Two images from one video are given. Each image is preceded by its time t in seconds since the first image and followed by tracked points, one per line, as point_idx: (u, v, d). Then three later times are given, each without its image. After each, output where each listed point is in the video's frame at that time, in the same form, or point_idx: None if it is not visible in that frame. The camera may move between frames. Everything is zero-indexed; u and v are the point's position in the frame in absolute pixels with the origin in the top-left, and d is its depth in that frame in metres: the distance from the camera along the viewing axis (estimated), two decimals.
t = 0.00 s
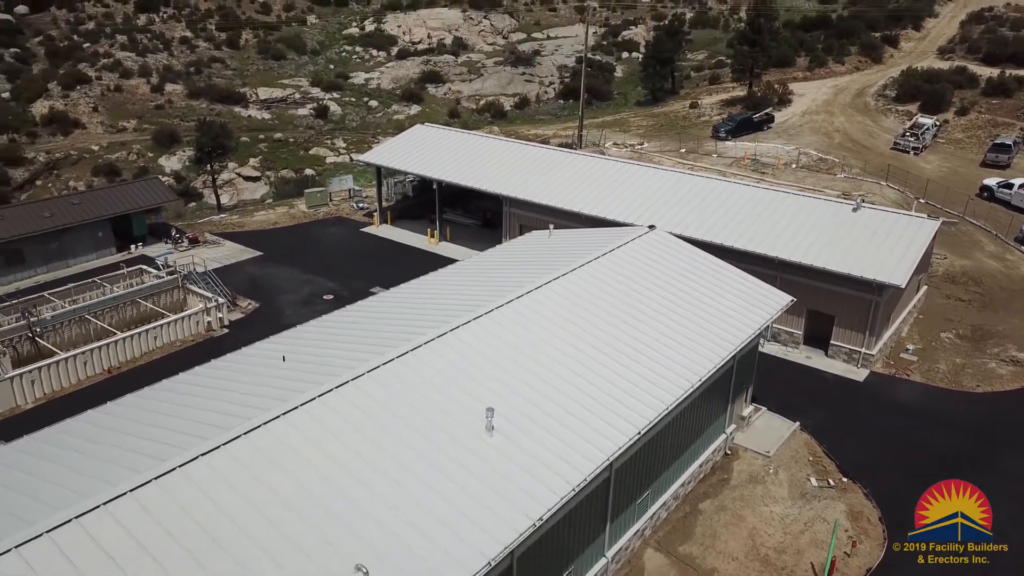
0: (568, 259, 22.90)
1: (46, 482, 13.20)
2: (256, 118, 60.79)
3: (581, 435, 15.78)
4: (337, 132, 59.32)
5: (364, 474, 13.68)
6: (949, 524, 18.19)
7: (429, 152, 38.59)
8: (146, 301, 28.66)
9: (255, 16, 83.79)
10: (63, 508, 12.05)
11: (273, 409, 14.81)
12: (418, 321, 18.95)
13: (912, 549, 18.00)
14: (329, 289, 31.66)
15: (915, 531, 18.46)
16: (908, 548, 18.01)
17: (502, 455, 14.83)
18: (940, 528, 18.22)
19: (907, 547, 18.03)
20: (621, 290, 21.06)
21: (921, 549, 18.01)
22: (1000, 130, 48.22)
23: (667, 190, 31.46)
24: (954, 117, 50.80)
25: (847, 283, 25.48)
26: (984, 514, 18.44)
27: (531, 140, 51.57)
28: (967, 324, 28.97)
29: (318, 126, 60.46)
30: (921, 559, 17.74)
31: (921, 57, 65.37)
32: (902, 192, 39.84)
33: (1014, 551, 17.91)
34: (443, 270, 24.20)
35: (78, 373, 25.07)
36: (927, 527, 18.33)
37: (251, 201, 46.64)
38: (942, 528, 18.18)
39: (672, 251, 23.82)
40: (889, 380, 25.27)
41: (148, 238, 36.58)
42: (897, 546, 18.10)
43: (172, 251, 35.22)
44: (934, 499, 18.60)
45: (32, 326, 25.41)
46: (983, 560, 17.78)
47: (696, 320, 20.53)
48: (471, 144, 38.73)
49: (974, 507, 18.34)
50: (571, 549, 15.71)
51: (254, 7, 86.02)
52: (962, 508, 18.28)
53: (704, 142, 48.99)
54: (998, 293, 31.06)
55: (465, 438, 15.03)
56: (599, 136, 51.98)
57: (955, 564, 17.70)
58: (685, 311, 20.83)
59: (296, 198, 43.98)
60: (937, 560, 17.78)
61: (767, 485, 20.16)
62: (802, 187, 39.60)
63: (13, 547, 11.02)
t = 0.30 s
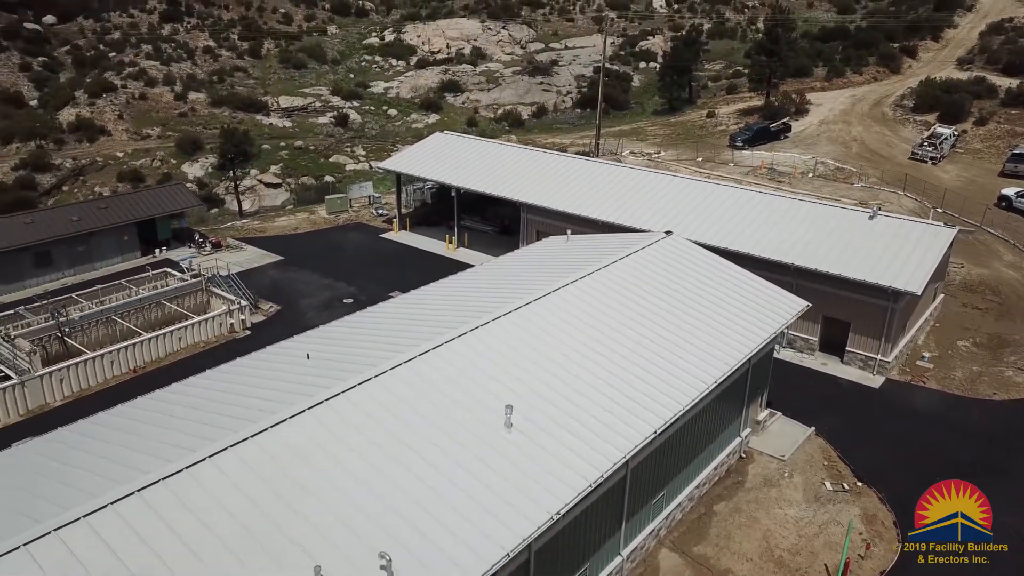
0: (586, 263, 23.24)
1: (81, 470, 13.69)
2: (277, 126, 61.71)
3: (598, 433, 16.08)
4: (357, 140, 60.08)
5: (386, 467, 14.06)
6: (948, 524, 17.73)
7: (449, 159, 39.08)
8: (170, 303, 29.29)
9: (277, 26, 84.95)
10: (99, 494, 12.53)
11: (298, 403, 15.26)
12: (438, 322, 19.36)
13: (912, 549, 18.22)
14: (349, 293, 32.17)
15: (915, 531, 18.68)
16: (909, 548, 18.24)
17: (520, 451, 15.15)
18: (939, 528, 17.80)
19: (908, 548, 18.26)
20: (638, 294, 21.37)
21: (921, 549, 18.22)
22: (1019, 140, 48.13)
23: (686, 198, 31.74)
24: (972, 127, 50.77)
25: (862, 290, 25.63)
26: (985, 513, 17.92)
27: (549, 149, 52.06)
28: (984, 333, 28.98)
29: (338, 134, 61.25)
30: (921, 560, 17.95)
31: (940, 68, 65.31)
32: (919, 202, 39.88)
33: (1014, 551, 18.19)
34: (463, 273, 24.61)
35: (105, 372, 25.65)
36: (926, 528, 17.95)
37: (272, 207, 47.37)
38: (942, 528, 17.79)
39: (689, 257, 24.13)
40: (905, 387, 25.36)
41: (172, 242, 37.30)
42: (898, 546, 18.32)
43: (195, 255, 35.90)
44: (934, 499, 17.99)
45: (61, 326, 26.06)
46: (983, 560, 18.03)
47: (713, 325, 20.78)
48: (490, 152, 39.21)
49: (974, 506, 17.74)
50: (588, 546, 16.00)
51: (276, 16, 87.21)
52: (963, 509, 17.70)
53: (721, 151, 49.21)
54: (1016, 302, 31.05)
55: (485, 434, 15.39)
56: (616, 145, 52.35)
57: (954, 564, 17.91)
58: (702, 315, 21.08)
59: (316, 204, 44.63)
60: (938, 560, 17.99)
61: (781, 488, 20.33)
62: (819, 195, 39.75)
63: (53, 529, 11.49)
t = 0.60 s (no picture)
0: (596, 267, 23.61)
1: (106, 461, 14.09)
2: (290, 134, 62.43)
3: (608, 431, 16.41)
4: (369, 148, 60.70)
5: (401, 460, 14.42)
6: (949, 524, 18.46)
7: (460, 166, 39.53)
8: (186, 306, 29.80)
9: (290, 36, 85.91)
10: (124, 484, 12.92)
11: (315, 399, 15.66)
12: (451, 324, 19.74)
13: (912, 549, 18.42)
14: (362, 297, 32.61)
15: (915, 531, 18.88)
16: (908, 548, 18.43)
17: (531, 447, 15.50)
18: (940, 528, 18.54)
19: (908, 547, 18.45)
20: (647, 297, 21.71)
21: (921, 549, 18.43)
22: None
23: (695, 205, 32.06)
24: (981, 136, 50.94)
25: (870, 295, 25.88)
26: (985, 513, 18.68)
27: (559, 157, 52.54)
28: (992, 339, 29.15)
29: (350, 143, 61.91)
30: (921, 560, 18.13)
31: (949, 77, 65.47)
32: (928, 210, 40.08)
33: (1013, 550, 18.41)
34: (475, 277, 25.00)
35: (123, 373, 26.13)
36: (927, 527, 18.69)
37: (285, 214, 47.95)
38: (941, 528, 18.50)
39: (698, 262, 24.46)
40: (912, 392, 25.56)
41: (187, 247, 37.88)
42: (898, 546, 18.53)
43: (210, 260, 36.45)
44: (934, 499, 18.75)
45: (80, 328, 26.58)
46: (983, 560, 18.22)
47: (721, 328, 21.08)
48: (501, 159, 39.66)
49: (973, 506, 18.55)
50: (598, 541, 16.30)
51: (289, 27, 88.17)
52: (962, 509, 18.52)
53: (730, 159, 49.53)
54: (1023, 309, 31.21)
55: (498, 430, 15.74)
56: (625, 153, 52.79)
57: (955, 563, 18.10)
58: (710, 318, 21.40)
59: (329, 211, 45.18)
60: (938, 560, 18.17)
61: (788, 489, 20.57)
62: (827, 203, 40.01)
63: (81, 517, 11.87)
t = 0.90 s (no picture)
0: (599, 271, 24.02)
1: (122, 454, 14.43)
2: (295, 142, 63.01)
3: (611, 429, 16.77)
4: (373, 156, 61.22)
5: (410, 455, 14.80)
6: (949, 523, 18.73)
7: (465, 172, 39.97)
8: (195, 309, 30.21)
9: (296, 45, 86.67)
10: (141, 475, 13.27)
11: (325, 397, 16.07)
12: (458, 325, 20.14)
13: (912, 549, 18.66)
14: (367, 301, 33.01)
15: (915, 531, 19.14)
16: (908, 548, 18.68)
17: (537, 443, 15.87)
18: (940, 527, 18.82)
19: (908, 548, 18.70)
20: (650, 301, 22.10)
21: (921, 549, 18.66)
22: None
23: (697, 210, 32.44)
24: (981, 143, 51.33)
25: (870, 299, 26.22)
26: (984, 514, 19.04)
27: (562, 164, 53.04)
28: (991, 343, 29.45)
29: (354, 150, 62.45)
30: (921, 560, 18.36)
31: (949, 86, 65.91)
32: (927, 216, 40.44)
33: (1013, 550, 18.62)
34: (480, 281, 25.42)
35: (132, 375, 26.51)
36: (927, 527, 19.00)
37: (290, 220, 48.44)
38: (941, 528, 18.77)
39: (699, 265, 24.84)
40: (911, 395, 25.86)
41: (195, 252, 38.34)
42: (898, 546, 18.78)
43: (217, 264, 36.88)
44: (934, 499, 19.09)
45: (91, 330, 26.96)
46: (983, 560, 18.43)
47: (722, 330, 21.47)
48: (505, 166, 40.11)
49: (973, 506, 18.84)
50: (602, 536, 16.63)
51: (294, 35, 88.94)
52: (962, 508, 18.80)
53: (731, 166, 49.95)
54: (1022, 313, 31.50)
55: (504, 426, 16.13)
56: (628, 160, 53.27)
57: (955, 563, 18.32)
58: (711, 321, 21.77)
59: (334, 217, 45.64)
60: (938, 560, 18.38)
61: (789, 489, 20.87)
62: (828, 209, 40.39)
63: (102, 506, 12.25)
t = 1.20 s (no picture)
0: (600, 271, 24.39)
1: (137, 446, 14.80)
2: (298, 146, 63.52)
3: (612, 424, 17.13)
4: (375, 160, 61.70)
5: (416, 447, 15.16)
6: (949, 524, 18.83)
7: (468, 176, 40.41)
8: (201, 310, 30.59)
9: (298, 50, 87.30)
10: (156, 466, 13.64)
11: (334, 391, 16.44)
12: (462, 323, 20.51)
13: (912, 549, 18.89)
14: (371, 303, 33.40)
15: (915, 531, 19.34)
16: (909, 548, 18.91)
17: (539, 437, 16.23)
18: (939, 527, 18.90)
19: (908, 547, 18.93)
20: (650, 301, 22.47)
21: (921, 549, 18.91)
22: None
23: (697, 213, 32.86)
24: (978, 148, 51.76)
25: (867, 300, 26.60)
26: (984, 513, 19.05)
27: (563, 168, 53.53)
28: (988, 344, 29.79)
29: (357, 155, 62.93)
30: (921, 558, 18.63)
31: (947, 90, 66.42)
32: (925, 219, 40.85)
33: (1013, 551, 18.95)
34: (483, 281, 25.79)
35: (140, 374, 26.86)
36: (926, 527, 19.04)
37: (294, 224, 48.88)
38: (941, 528, 18.88)
39: (699, 266, 25.24)
40: (908, 395, 26.22)
41: (199, 255, 38.75)
42: (898, 546, 18.98)
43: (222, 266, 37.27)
44: (934, 499, 19.12)
45: (99, 330, 27.33)
46: (983, 560, 18.74)
47: (721, 329, 21.83)
48: (507, 169, 40.51)
49: (973, 505, 18.88)
50: (603, 529, 16.97)
51: (297, 41, 89.60)
52: (962, 509, 18.86)
53: (731, 170, 50.40)
54: (1019, 315, 31.84)
55: (507, 421, 16.48)
56: (628, 164, 53.76)
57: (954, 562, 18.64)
58: (710, 320, 22.13)
59: (337, 220, 46.08)
60: (937, 560, 18.63)
61: (788, 485, 21.22)
62: (826, 212, 40.80)
63: (120, 494, 12.61)
